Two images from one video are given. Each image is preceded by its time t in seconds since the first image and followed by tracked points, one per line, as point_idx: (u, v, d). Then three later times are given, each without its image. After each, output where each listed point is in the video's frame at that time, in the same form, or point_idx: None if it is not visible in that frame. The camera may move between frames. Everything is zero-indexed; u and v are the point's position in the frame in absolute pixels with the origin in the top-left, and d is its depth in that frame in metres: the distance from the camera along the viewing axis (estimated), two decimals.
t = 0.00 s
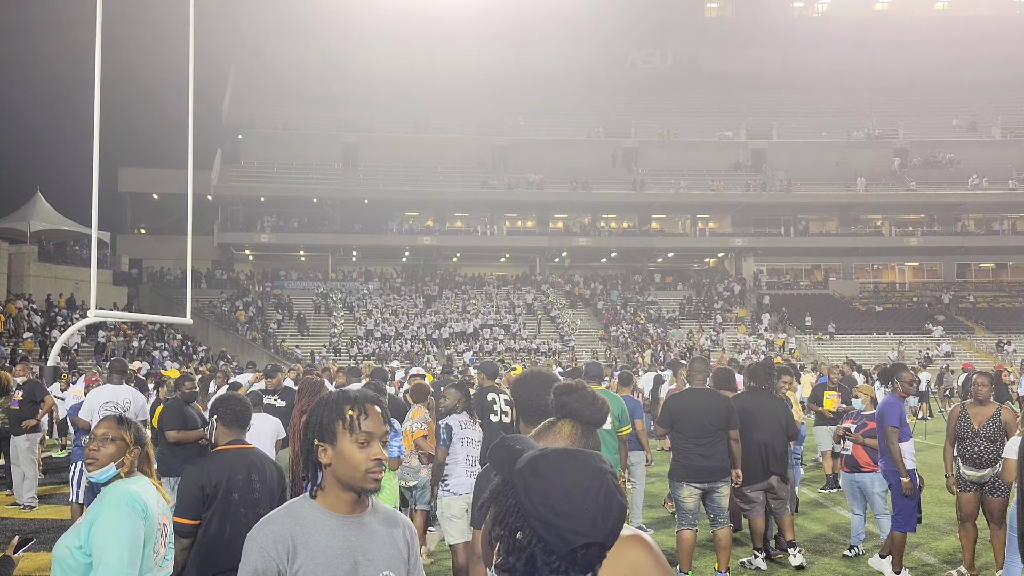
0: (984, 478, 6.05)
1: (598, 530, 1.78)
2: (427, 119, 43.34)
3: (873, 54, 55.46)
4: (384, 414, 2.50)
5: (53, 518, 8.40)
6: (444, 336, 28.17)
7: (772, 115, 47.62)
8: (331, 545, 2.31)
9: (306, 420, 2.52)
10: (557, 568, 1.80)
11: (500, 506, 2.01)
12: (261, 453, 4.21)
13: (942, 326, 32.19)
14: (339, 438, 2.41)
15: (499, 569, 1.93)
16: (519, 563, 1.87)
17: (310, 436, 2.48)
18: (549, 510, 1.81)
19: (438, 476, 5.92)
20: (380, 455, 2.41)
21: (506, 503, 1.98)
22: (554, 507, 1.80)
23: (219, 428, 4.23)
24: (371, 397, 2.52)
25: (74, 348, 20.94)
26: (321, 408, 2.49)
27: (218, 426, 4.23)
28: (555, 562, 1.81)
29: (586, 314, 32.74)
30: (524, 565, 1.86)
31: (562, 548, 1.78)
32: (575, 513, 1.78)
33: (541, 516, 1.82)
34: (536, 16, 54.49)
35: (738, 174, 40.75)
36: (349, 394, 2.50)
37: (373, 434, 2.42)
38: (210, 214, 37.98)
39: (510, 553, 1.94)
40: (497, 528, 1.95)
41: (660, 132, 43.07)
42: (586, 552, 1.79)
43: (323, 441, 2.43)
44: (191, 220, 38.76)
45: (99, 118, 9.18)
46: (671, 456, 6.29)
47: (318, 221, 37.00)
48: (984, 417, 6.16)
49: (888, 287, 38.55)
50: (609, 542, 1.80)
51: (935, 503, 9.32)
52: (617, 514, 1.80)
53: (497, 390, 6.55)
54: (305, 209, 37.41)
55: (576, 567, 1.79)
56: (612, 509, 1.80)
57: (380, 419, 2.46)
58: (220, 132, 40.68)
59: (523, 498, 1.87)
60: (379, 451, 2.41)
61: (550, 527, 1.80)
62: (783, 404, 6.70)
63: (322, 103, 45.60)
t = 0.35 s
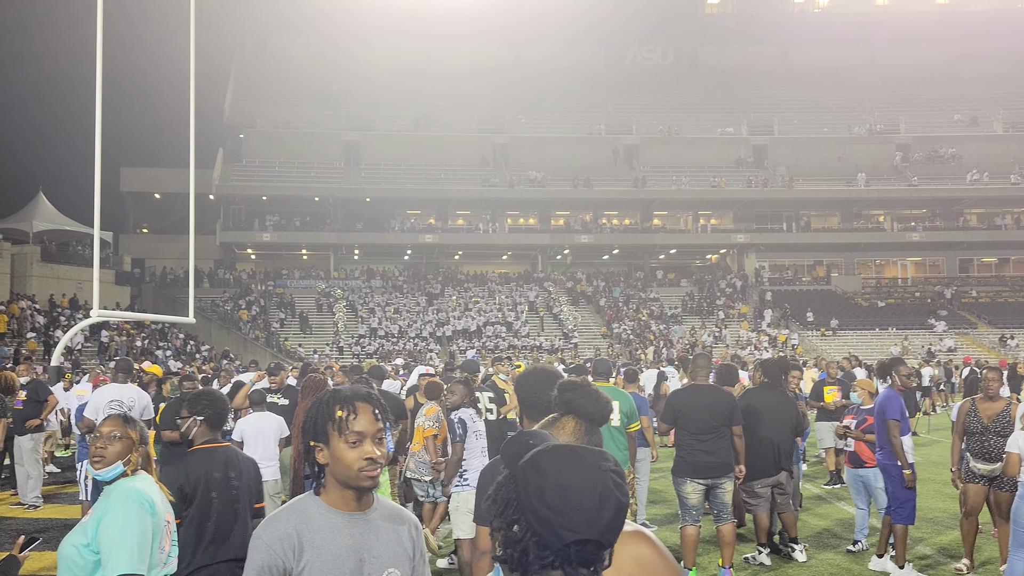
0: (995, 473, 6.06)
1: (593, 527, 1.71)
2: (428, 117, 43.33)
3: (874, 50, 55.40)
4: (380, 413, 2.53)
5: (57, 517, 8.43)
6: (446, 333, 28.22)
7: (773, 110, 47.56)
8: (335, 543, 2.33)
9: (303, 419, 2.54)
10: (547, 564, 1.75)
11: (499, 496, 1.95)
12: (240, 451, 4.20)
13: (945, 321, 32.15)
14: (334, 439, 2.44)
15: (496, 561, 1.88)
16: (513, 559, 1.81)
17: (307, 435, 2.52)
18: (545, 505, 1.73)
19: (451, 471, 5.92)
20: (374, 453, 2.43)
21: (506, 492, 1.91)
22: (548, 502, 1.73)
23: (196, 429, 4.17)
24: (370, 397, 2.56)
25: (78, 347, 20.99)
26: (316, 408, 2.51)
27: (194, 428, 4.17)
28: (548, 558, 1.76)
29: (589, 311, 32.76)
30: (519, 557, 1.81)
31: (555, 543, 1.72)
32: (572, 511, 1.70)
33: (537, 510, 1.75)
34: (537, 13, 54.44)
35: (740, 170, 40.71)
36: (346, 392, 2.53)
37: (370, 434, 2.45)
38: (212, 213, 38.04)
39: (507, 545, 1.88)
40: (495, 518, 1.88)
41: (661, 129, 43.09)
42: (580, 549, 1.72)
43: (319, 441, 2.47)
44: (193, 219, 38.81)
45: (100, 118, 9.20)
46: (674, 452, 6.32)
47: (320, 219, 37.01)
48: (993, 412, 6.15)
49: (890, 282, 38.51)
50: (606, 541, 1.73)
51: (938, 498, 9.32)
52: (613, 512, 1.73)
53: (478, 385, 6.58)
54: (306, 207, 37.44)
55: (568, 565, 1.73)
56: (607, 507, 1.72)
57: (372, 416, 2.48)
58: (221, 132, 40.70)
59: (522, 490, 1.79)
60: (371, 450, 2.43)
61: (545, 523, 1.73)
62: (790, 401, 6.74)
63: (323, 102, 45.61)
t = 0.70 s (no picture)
0: (996, 472, 6.07)
1: (581, 523, 1.71)
2: (429, 116, 43.36)
3: (875, 48, 55.38)
4: (379, 414, 2.55)
5: (60, 518, 8.44)
6: (448, 333, 28.22)
7: (774, 108, 47.57)
8: (337, 544, 2.34)
9: (303, 420, 2.56)
10: (536, 560, 1.76)
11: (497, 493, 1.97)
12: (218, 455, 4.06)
13: (947, 318, 32.10)
14: (333, 440, 2.46)
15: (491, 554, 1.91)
16: (505, 554, 1.83)
17: (307, 437, 2.55)
18: (535, 500, 1.75)
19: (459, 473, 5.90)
20: (372, 455, 2.44)
21: (501, 490, 1.92)
22: (537, 498, 1.74)
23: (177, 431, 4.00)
24: (370, 398, 2.57)
25: (80, 348, 21.03)
26: (315, 410, 2.53)
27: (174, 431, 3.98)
28: (537, 553, 1.77)
29: (590, 310, 32.76)
30: (512, 553, 1.82)
31: (545, 539, 1.74)
32: (560, 508, 1.72)
33: (528, 505, 1.76)
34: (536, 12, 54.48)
35: (741, 169, 40.73)
36: (345, 393, 2.55)
37: (371, 436, 2.47)
38: (214, 214, 38.10)
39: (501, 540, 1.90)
40: (490, 513, 1.90)
41: (662, 127, 43.09)
42: (567, 545, 1.73)
43: (319, 443, 2.50)
44: (195, 220, 38.85)
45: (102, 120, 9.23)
46: (676, 450, 6.33)
47: (321, 219, 37.04)
48: (991, 408, 6.17)
49: (891, 280, 38.49)
50: (594, 537, 1.73)
51: (940, 495, 9.33)
52: (602, 510, 1.73)
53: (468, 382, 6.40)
54: (307, 207, 37.45)
55: (558, 561, 1.74)
56: (593, 506, 1.72)
57: (371, 418, 2.50)
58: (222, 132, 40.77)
59: (515, 487, 1.81)
60: (370, 451, 2.44)
61: (536, 519, 1.74)
62: (805, 400, 6.80)
63: (323, 102, 45.65)
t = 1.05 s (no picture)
0: (998, 471, 6.10)
1: (591, 514, 1.67)
2: (432, 115, 43.38)
3: (878, 46, 55.30)
4: (385, 413, 2.58)
5: (64, 517, 8.48)
6: (451, 331, 28.27)
7: (778, 107, 47.49)
8: (343, 542, 2.36)
9: (308, 418, 2.58)
10: (548, 552, 1.68)
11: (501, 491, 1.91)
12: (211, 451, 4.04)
13: (951, 316, 32.05)
14: (337, 438, 2.48)
15: (495, 551, 1.82)
16: (516, 549, 1.74)
17: (311, 435, 2.57)
18: (543, 492, 1.70)
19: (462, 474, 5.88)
20: (376, 452, 2.46)
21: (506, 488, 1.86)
22: (546, 488, 1.69)
23: (173, 426, 3.96)
24: (374, 396, 2.60)
25: (84, 347, 21.10)
26: (319, 409, 2.55)
27: (170, 426, 3.94)
28: (549, 545, 1.69)
29: (594, 309, 32.78)
30: (523, 548, 1.74)
31: (555, 531, 1.67)
32: (569, 499, 1.67)
33: (536, 498, 1.71)
34: (540, 11, 54.47)
35: (745, 167, 40.66)
36: (350, 391, 2.57)
37: (377, 436, 2.50)
38: (217, 213, 38.17)
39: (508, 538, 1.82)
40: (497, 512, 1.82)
41: (665, 125, 43.06)
42: (579, 536, 1.67)
43: (323, 440, 2.52)
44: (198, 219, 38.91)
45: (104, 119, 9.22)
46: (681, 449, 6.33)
47: (325, 218, 37.11)
48: (994, 405, 6.19)
49: (896, 278, 38.43)
50: (606, 527, 1.69)
51: (944, 493, 9.31)
52: (611, 499, 1.70)
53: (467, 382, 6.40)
54: (310, 206, 37.52)
55: (569, 552, 1.67)
56: (604, 494, 1.69)
57: (375, 416, 2.52)
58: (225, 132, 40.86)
59: (520, 481, 1.76)
60: (374, 449, 2.46)
61: (545, 511, 1.69)
62: (816, 399, 6.80)
63: (327, 101, 45.70)
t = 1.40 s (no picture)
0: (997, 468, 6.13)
1: (599, 506, 1.65)
2: (432, 111, 43.34)
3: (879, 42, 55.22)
4: (387, 409, 2.59)
5: (63, 512, 8.50)
6: (451, 327, 28.29)
7: (778, 103, 47.43)
8: (344, 536, 2.37)
9: (309, 412, 2.58)
10: (554, 546, 1.66)
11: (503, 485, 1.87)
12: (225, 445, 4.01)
13: (951, 313, 32.03)
14: (338, 434, 2.49)
15: (502, 548, 1.78)
16: (521, 545, 1.71)
17: (312, 429, 2.57)
18: (550, 485, 1.68)
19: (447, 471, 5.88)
20: (377, 448, 2.47)
21: (509, 480, 1.83)
22: (552, 482, 1.67)
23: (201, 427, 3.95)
24: (378, 394, 2.61)
25: (84, 342, 21.10)
26: (321, 403, 2.56)
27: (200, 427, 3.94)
28: (556, 539, 1.66)
29: (593, 305, 32.80)
30: (529, 542, 1.70)
31: (562, 524, 1.65)
32: (576, 490, 1.65)
33: (542, 490, 1.69)
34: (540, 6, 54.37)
35: (744, 163, 40.63)
36: (354, 388, 2.57)
37: (381, 434, 2.51)
38: (217, 209, 38.13)
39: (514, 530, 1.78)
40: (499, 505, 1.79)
41: (665, 121, 42.99)
42: (587, 529, 1.65)
43: (325, 435, 2.52)
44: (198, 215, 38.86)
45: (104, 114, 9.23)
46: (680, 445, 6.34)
47: (324, 214, 37.12)
48: (990, 400, 6.23)
49: (896, 274, 38.45)
50: (611, 521, 1.67)
51: (943, 489, 9.33)
52: (618, 491, 1.69)
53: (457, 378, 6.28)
54: (310, 202, 37.48)
55: (577, 546, 1.65)
56: (610, 488, 1.67)
57: (376, 411, 2.53)
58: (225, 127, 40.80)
59: (526, 475, 1.73)
60: (375, 445, 2.47)
61: (552, 504, 1.67)
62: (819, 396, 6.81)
63: (326, 97, 45.63)
